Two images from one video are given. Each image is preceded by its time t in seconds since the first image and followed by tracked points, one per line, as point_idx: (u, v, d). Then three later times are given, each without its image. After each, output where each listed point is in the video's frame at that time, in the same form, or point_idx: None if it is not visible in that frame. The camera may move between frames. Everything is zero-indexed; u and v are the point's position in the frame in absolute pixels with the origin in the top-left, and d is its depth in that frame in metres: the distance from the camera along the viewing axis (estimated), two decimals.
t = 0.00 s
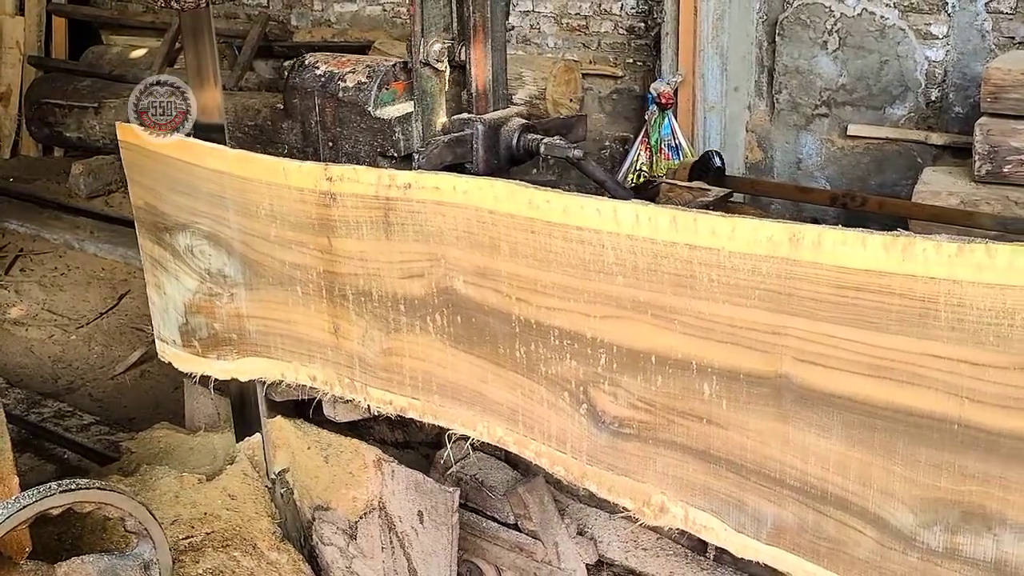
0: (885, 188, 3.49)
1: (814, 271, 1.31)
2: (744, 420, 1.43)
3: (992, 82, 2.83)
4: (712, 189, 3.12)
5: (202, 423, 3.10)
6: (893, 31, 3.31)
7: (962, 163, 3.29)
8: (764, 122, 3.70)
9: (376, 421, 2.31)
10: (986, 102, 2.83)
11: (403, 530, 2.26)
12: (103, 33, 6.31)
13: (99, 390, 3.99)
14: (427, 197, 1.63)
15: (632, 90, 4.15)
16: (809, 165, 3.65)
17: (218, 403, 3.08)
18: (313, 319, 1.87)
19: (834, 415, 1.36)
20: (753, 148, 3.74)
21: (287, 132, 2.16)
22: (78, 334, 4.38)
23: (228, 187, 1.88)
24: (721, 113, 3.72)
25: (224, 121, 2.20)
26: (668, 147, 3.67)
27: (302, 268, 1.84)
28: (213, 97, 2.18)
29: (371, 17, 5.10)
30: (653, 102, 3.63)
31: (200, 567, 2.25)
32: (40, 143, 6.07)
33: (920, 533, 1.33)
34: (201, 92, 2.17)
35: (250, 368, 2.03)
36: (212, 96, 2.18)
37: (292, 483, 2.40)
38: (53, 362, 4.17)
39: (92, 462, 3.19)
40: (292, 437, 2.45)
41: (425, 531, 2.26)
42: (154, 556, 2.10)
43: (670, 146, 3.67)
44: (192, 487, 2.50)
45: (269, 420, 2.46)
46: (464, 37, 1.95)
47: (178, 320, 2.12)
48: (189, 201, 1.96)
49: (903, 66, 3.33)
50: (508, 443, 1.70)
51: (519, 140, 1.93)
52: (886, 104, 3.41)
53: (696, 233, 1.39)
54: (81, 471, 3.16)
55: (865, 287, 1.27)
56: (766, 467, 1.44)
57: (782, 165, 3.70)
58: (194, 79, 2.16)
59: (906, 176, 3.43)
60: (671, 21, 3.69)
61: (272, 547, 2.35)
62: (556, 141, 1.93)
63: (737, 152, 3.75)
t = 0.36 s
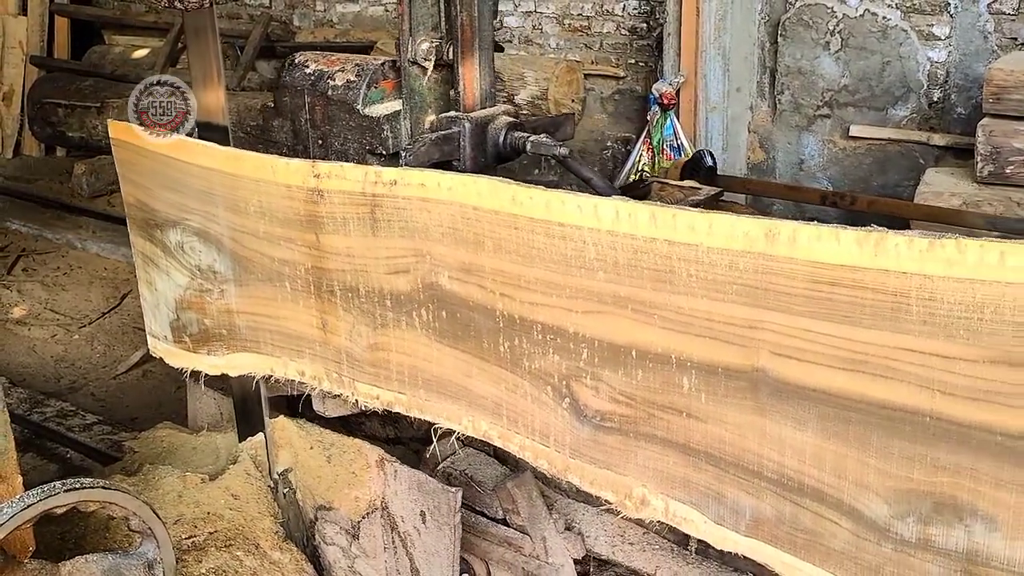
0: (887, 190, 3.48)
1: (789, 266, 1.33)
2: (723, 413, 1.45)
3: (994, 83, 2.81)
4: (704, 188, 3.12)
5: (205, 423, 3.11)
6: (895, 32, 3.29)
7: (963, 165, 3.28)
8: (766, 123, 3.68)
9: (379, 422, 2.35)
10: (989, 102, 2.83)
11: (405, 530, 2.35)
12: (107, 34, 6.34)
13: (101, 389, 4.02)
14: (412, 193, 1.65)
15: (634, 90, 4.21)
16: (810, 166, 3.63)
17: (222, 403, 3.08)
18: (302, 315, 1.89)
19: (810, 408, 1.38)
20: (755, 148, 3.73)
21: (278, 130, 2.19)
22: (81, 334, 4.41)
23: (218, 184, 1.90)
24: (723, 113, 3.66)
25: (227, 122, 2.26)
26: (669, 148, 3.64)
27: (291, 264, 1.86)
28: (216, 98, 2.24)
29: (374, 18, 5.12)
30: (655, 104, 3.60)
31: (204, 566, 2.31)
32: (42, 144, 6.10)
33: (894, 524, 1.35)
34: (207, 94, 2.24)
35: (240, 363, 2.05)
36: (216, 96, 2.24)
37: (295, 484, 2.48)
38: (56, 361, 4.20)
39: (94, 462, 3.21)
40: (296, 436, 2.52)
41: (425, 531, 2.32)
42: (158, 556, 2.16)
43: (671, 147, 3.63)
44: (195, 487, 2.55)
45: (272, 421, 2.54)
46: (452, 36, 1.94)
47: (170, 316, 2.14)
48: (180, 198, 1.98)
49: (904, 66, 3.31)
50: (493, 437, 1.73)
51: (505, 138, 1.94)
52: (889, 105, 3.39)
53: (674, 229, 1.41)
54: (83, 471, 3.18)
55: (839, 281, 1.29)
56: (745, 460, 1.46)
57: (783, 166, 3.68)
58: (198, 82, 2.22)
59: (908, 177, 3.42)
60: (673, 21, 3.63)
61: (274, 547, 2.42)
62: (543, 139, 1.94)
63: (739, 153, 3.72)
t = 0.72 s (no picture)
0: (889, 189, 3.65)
1: (767, 261, 1.35)
2: (703, 406, 1.47)
3: (996, 84, 2.86)
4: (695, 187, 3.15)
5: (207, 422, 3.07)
6: (897, 33, 3.46)
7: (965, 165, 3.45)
8: (768, 123, 3.86)
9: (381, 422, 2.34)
10: (990, 103, 2.87)
11: (409, 530, 2.34)
12: (108, 33, 6.36)
13: (102, 389, 4.04)
14: (399, 189, 1.67)
15: (636, 91, 4.30)
16: (812, 166, 3.81)
17: (223, 403, 3.03)
18: (291, 310, 1.91)
19: (789, 401, 1.39)
20: (756, 149, 3.91)
21: (269, 128, 2.21)
22: (83, 333, 4.43)
23: (208, 181, 1.92)
24: (725, 114, 3.85)
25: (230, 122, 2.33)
26: (672, 148, 3.84)
27: (280, 260, 1.88)
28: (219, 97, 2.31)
29: (375, 17, 5.13)
30: (658, 104, 3.80)
31: (206, 566, 2.40)
32: (44, 143, 6.12)
33: (871, 516, 1.37)
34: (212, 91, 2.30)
35: (230, 358, 2.07)
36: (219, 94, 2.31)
37: (297, 483, 2.53)
38: (58, 361, 4.22)
39: (96, 462, 3.23)
40: (298, 436, 2.53)
41: (428, 531, 2.31)
42: (161, 555, 2.19)
43: (674, 147, 3.83)
44: (197, 486, 2.63)
45: (274, 420, 2.55)
46: (441, 34, 1.96)
47: (162, 312, 2.16)
48: (171, 194, 2.00)
49: (906, 67, 3.48)
50: (479, 430, 1.74)
51: (493, 135, 1.96)
52: (891, 106, 3.56)
53: (655, 224, 1.43)
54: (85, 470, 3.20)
55: (816, 276, 1.31)
56: (725, 453, 1.48)
57: (785, 166, 3.86)
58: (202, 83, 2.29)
59: (910, 177, 3.59)
60: (676, 22, 3.83)
61: (276, 546, 2.50)
62: (529, 136, 1.96)
63: (742, 152, 3.91)
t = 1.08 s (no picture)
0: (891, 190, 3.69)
1: (748, 257, 1.36)
2: (686, 401, 1.49)
3: (998, 85, 2.93)
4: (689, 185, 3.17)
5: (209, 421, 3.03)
6: (900, 33, 3.50)
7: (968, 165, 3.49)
8: (770, 123, 3.88)
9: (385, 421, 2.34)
10: (992, 104, 2.94)
11: (410, 529, 2.34)
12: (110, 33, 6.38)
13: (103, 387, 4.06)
14: (388, 186, 1.68)
15: (638, 91, 4.33)
16: (814, 167, 3.83)
17: (227, 402, 2.99)
18: (282, 306, 1.93)
19: (769, 395, 1.41)
20: (758, 149, 3.92)
21: (263, 126, 2.23)
22: (85, 332, 4.46)
23: (201, 177, 1.93)
24: (727, 114, 3.87)
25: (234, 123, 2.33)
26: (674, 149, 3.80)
27: (272, 256, 1.90)
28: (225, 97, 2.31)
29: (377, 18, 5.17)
30: (659, 104, 3.81)
31: (208, 565, 2.33)
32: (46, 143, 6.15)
33: (850, 509, 1.38)
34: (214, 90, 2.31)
35: (222, 353, 2.08)
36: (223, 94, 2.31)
37: (300, 482, 2.46)
38: (60, 359, 4.24)
39: (99, 461, 3.25)
40: (301, 435, 2.49)
41: (430, 530, 2.31)
42: (164, 553, 2.16)
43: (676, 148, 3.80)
44: (200, 484, 2.55)
45: (275, 420, 2.51)
46: (432, 34, 1.97)
47: (155, 308, 2.18)
48: (165, 191, 2.02)
49: (908, 68, 3.52)
50: (467, 425, 1.76)
51: (483, 134, 1.97)
52: (893, 106, 3.60)
53: (639, 221, 1.44)
54: (88, 469, 3.22)
55: (796, 272, 1.33)
56: (708, 447, 1.49)
57: (787, 167, 3.88)
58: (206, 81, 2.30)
59: (911, 178, 3.63)
60: (678, 23, 3.83)
61: (279, 545, 2.42)
62: (520, 135, 1.98)
63: (744, 152, 3.92)
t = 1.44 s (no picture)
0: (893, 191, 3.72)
1: (728, 253, 1.38)
2: (669, 395, 1.51)
3: (1001, 86, 2.95)
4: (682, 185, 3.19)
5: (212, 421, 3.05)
6: (902, 34, 3.53)
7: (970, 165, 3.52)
8: (771, 124, 3.92)
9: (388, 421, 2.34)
10: (996, 105, 2.96)
11: (414, 528, 2.34)
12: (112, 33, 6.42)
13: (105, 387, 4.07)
14: (378, 184, 1.70)
15: (639, 91, 4.43)
16: (816, 167, 3.88)
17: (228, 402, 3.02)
18: (273, 302, 1.95)
19: (751, 389, 1.43)
20: (760, 149, 3.96)
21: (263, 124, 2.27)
22: (87, 332, 4.47)
23: (194, 175, 1.95)
24: (729, 115, 3.90)
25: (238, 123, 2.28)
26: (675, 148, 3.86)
27: (263, 253, 1.92)
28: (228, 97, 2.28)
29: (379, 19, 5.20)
30: (662, 105, 3.85)
31: (210, 565, 2.37)
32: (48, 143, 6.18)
33: (829, 502, 1.40)
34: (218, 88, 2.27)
35: (215, 349, 2.10)
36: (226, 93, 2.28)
37: (303, 481, 2.50)
38: (62, 359, 4.26)
39: (100, 461, 3.27)
40: (305, 435, 2.56)
41: (434, 531, 2.28)
42: (168, 553, 2.21)
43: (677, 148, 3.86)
44: (202, 485, 2.62)
45: (279, 420, 2.59)
46: (421, 33, 2.00)
47: (149, 304, 2.20)
48: (157, 188, 2.04)
49: (911, 69, 3.55)
50: (455, 420, 1.78)
51: (473, 133, 2.00)
52: (896, 107, 3.63)
53: (622, 218, 1.46)
54: (89, 468, 3.24)
55: (775, 268, 1.35)
56: (690, 441, 1.51)
57: (789, 168, 3.93)
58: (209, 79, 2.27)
59: (915, 179, 3.65)
60: (681, 24, 3.86)
61: (280, 545, 2.47)
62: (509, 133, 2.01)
63: (746, 153, 3.96)
